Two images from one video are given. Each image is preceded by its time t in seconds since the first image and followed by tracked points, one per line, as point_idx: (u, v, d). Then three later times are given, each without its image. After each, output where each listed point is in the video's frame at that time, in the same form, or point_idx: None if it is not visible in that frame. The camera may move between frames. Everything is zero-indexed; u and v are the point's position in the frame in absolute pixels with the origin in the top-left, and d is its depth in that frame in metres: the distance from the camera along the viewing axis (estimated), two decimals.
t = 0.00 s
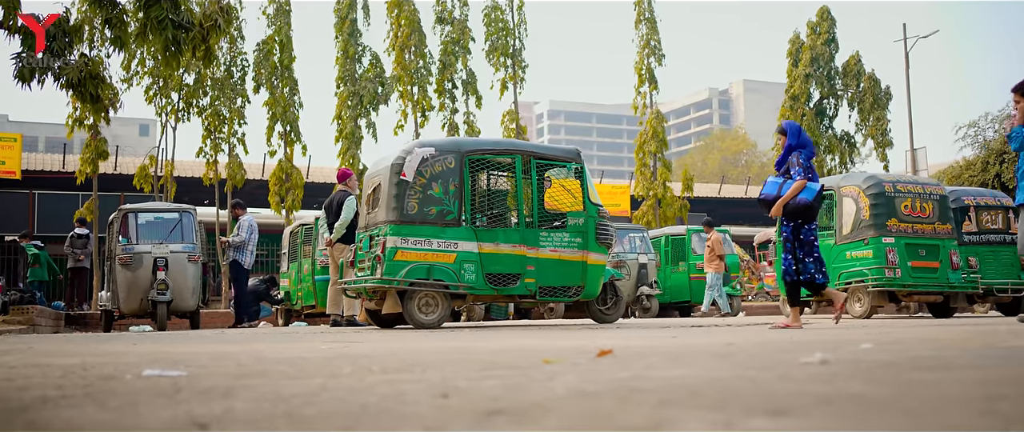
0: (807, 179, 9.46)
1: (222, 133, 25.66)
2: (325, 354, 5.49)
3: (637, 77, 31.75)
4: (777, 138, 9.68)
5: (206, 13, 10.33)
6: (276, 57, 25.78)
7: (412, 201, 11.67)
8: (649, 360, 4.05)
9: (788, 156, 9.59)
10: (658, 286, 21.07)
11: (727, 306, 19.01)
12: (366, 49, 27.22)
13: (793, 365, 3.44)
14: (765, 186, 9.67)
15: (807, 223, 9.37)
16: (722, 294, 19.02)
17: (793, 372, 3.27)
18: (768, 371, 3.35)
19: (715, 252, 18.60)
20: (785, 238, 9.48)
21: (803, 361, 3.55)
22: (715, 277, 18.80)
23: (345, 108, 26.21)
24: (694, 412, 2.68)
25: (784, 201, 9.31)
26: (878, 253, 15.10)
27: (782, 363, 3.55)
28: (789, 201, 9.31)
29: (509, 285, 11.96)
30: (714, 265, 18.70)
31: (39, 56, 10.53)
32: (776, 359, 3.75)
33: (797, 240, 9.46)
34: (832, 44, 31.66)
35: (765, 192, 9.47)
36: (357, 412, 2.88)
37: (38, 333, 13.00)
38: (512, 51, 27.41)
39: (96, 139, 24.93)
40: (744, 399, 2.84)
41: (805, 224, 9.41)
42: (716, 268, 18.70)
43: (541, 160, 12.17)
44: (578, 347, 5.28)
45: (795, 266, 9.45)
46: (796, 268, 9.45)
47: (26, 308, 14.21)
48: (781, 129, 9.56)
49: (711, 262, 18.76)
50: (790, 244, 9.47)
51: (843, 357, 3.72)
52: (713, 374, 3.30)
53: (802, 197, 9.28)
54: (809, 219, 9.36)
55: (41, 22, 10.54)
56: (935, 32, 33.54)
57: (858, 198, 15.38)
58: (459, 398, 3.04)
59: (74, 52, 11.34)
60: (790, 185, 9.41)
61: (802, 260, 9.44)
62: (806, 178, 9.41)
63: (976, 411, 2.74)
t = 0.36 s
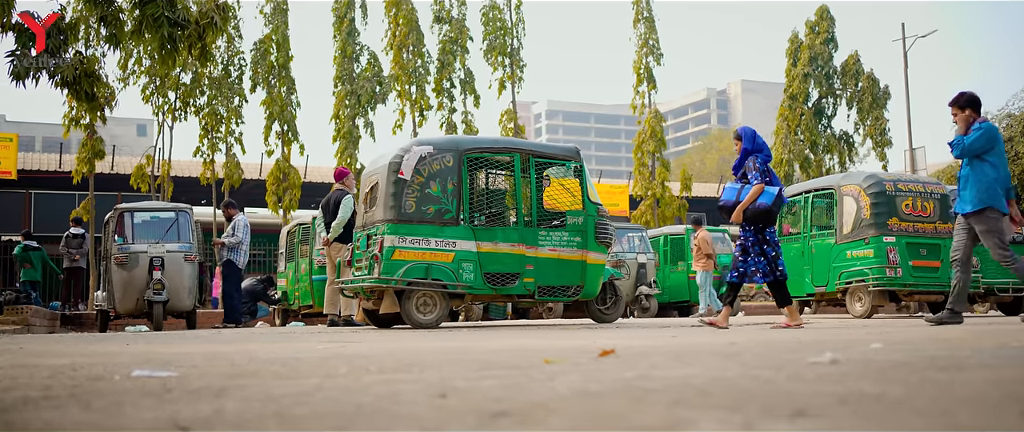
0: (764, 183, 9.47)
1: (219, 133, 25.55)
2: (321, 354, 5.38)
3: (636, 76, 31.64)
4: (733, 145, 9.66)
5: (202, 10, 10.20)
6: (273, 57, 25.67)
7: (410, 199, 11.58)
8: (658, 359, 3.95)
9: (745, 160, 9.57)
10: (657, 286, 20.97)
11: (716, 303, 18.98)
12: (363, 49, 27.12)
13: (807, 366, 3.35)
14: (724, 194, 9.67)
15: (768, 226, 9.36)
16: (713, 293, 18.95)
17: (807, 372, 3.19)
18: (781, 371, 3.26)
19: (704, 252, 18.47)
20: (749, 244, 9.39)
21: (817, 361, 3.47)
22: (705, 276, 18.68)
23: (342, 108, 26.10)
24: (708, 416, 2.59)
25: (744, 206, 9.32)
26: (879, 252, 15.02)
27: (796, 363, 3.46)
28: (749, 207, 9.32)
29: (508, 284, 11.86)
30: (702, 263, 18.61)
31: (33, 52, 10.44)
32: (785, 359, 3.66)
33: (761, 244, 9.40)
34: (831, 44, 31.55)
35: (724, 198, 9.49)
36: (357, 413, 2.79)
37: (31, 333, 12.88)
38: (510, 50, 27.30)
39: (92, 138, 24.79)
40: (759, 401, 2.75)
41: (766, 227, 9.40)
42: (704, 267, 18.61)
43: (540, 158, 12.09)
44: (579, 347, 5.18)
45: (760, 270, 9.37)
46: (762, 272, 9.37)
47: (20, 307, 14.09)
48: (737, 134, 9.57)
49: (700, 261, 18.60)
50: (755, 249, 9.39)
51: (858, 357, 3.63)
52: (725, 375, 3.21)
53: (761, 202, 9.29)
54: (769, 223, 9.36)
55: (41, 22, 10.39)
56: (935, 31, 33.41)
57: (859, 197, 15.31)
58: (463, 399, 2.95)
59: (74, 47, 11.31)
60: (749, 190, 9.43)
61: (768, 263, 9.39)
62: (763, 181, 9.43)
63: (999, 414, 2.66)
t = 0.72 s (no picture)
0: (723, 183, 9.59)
1: (216, 132, 25.44)
2: (316, 357, 5.27)
3: (633, 76, 31.56)
4: (692, 143, 9.82)
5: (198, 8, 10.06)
6: (270, 56, 25.56)
7: (407, 199, 11.46)
8: (665, 364, 3.84)
9: (704, 159, 9.74)
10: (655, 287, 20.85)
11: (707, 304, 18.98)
12: (361, 48, 27.02)
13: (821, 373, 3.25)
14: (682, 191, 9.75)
15: (722, 227, 9.47)
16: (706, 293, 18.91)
17: (821, 381, 3.09)
18: (794, 379, 3.16)
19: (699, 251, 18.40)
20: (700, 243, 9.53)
21: (830, 368, 3.37)
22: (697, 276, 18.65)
23: (339, 107, 25.97)
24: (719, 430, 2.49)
25: (702, 204, 9.39)
26: (879, 253, 14.93)
27: (809, 370, 3.36)
28: (707, 205, 9.40)
29: (506, 285, 11.75)
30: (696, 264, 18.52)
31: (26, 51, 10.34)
32: (796, 364, 3.56)
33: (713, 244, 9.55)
34: (829, 43, 31.44)
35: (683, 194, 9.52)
36: (354, 424, 2.68)
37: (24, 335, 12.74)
38: (508, 50, 27.19)
39: (88, 138, 24.63)
40: (773, 415, 2.65)
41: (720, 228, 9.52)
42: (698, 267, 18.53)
43: (539, 158, 12.00)
44: (580, 350, 5.07)
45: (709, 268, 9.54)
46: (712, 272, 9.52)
47: (13, 308, 13.95)
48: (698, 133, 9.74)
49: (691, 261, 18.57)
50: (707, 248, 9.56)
51: (872, 363, 3.53)
52: (736, 384, 3.11)
53: (719, 201, 9.38)
54: (725, 224, 9.46)
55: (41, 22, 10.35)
56: (932, 31, 33.33)
57: (859, 198, 15.20)
58: (465, 409, 2.84)
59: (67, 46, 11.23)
60: (708, 189, 9.50)
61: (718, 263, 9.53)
62: (723, 181, 9.53)
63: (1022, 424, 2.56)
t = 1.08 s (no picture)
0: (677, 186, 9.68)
1: (211, 132, 25.31)
2: (310, 358, 5.17)
3: (629, 76, 31.48)
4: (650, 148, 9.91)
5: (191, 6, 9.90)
6: (265, 55, 25.43)
7: (403, 198, 11.34)
8: (668, 364, 3.74)
9: (660, 163, 9.83)
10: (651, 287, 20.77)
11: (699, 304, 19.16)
12: (356, 48, 26.92)
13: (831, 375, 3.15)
14: (639, 197, 9.93)
15: (678, 230, 9.55)
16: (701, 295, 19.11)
17: (834, 384, 2.99)
18: (804, 382, 3.05)
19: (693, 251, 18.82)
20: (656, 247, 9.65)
21: (841, 368, 3.27)
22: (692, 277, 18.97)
23: (335, 107, 25.83)
24: None
25: (655, 210, 9.52)
26: (878, 252, 14.85)
27: (819, 372, 3.26)
28: (659, 211, 9.52)
29: (503, 285, 11.65)
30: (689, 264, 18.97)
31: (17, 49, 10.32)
32: (805, 366, 3.46)
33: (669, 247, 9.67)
34: (825, 43, 31.40)
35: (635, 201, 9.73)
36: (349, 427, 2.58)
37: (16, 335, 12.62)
38: (504, 49, 27.10)
39: (82, 137, 24.45)
40: (786, 419, 2.55)
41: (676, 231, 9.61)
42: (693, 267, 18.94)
43: (536, 157, 11.89)
44: (579, 350, 4.98)
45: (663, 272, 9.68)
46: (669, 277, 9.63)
47: (5, 308, 13.83)
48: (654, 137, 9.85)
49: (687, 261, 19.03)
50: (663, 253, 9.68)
51: (884, 363, 3.43)
52: (744, 387, 3.01)
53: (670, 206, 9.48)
54: (681, 227, 9.55)
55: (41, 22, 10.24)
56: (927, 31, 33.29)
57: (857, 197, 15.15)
58: (465, 412, 2.74)
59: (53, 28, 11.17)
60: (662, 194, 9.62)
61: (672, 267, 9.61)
62: (676, 185, 9.63)
63: None
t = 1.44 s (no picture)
0: (637, 182, 9.87)
1: (203, 131, 25.17)
2: (303, 358, 5.05)
3: (624, 76, 31.39)
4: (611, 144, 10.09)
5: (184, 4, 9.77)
6: (258, 55, 25.28)
7: (397, 197, 11.22)
8: (676, 364, 3.63)
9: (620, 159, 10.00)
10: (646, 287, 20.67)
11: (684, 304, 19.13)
12: (350, 47, 26.79)
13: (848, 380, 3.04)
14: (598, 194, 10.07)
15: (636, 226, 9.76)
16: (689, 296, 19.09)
17: (852, 390, 2.88)
18: (820, 386, 2.94)
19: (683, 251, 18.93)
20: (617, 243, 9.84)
21: (857, 372, 3.16)
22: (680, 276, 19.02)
23: (328, 106, 25.67)
24: None
25: (614, 206, 9.69)
26: (875, 252, 14.74)
27: (834, 374, 3.15)
28: (618, 207, 9.70)
29: (498, 285, 11.53)
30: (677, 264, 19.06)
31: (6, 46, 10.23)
32: (816, 367, 3.36)
33: (628, 243, 9.88)
34: (819, 43, 31.34)
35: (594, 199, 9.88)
36: None
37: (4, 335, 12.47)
38: (498, 48, 26.97)
39: (73, 137, 24.26)
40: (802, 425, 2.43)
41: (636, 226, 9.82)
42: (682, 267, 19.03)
43: (531, 155, 11.79)
44: (579, 350, 4.86)
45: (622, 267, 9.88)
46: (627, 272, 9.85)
47: None
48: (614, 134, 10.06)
49: (675, 261, 19.11)
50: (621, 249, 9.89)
51: (900, 366, 3.32)
52: (758, 390, 2.91)
53: (629, 202, 9.66)
54: (638, 223, 9.77)
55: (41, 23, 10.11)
56: (922, 31, 33.25)
57: (854, 196, 15.05)
58: (468, 417, 2.61)
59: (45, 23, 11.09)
60: (620, 190, 9.80)
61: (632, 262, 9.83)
62: (634, 182, 9.82)
63: None
